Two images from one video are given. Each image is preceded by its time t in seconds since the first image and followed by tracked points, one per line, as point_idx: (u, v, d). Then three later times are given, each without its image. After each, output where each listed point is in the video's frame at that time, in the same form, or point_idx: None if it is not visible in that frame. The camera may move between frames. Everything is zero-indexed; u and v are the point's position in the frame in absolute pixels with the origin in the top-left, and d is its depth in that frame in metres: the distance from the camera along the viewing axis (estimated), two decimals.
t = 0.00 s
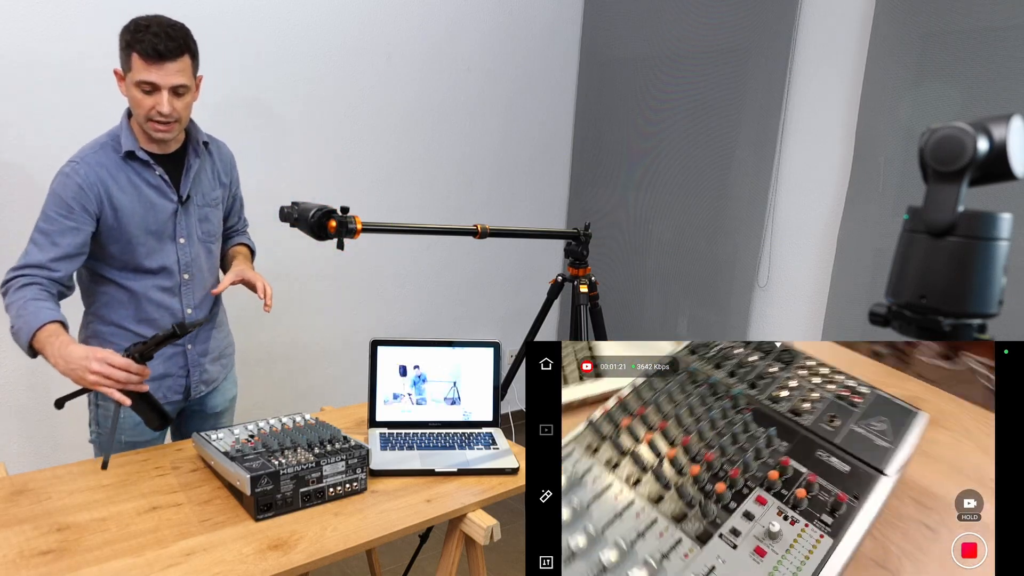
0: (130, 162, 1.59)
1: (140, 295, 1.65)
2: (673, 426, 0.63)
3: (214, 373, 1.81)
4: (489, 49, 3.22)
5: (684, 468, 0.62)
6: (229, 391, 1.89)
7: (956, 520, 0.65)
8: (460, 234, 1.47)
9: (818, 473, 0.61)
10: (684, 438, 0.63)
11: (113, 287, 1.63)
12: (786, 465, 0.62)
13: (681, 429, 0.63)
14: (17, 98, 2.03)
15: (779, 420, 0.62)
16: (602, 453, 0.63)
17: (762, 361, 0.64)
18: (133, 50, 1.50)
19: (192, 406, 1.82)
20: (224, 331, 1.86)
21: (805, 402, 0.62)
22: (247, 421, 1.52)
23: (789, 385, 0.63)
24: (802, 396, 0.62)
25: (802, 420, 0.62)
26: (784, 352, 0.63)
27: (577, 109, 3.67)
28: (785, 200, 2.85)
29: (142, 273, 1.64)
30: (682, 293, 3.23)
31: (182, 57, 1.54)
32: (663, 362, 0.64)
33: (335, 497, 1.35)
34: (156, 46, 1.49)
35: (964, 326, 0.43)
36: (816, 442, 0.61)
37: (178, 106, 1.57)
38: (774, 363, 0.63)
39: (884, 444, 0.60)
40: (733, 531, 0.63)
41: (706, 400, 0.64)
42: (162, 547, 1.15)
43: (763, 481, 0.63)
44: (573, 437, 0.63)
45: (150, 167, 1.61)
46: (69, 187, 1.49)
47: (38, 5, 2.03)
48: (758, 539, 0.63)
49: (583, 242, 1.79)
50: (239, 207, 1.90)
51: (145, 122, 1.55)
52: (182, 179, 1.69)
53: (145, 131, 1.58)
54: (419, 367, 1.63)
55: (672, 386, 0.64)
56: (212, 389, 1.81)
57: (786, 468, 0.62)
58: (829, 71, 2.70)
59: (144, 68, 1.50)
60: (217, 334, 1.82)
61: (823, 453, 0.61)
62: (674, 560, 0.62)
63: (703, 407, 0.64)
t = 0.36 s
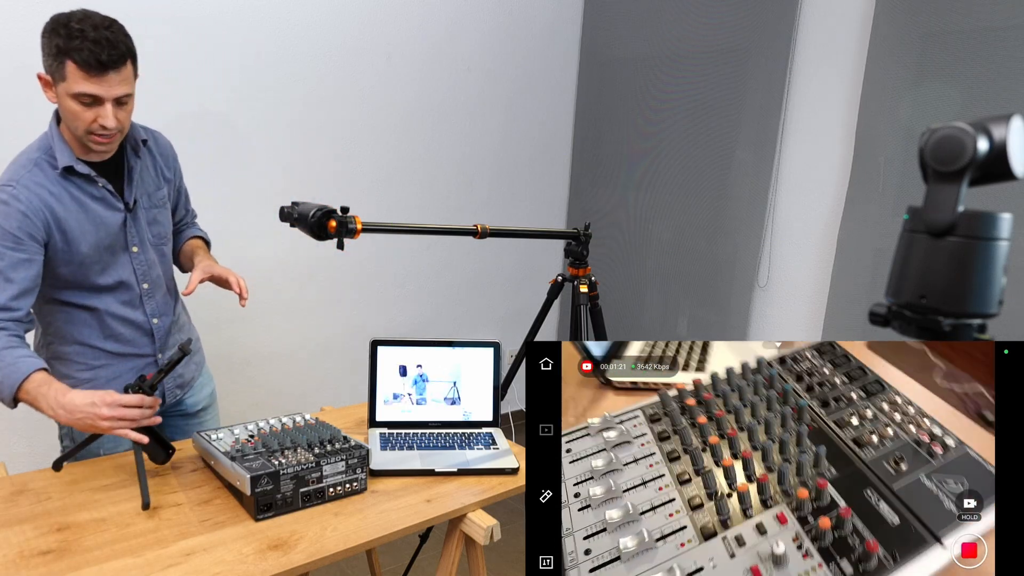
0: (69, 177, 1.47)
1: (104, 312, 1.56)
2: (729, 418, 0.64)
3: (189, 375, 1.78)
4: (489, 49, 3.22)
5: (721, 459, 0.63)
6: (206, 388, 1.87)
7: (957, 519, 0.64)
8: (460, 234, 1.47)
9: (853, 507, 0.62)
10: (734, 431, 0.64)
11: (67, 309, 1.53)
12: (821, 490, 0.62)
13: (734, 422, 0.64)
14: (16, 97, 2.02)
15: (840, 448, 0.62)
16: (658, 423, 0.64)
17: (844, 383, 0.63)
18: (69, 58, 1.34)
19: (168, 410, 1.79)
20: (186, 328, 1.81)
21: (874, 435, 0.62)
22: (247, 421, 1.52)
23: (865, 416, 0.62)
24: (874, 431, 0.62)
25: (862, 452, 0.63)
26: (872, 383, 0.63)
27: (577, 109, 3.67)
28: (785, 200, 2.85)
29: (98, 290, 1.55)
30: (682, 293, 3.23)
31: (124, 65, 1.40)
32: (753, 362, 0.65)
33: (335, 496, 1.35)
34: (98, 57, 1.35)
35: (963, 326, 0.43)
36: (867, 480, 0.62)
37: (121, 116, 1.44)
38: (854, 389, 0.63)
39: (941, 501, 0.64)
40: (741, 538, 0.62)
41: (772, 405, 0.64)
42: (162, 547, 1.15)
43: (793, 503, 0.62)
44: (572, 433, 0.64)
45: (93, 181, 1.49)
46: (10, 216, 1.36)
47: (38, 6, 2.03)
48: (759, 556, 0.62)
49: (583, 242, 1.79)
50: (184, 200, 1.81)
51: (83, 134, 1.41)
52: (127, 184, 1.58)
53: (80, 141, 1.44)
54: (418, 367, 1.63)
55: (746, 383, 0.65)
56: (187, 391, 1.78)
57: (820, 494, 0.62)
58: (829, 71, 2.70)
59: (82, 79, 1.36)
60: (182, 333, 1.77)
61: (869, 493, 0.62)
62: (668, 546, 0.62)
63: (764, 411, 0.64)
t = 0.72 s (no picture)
0: (50, 185, 1.46)
1: (97, 318, 1.57)
2: (755, 452, 0.65)
3: (185, 376, 1.78)
4: (489, 50, 3.22)
5: (740, 491, 0.63)
6: (201, 388, 1.86)
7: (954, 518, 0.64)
8: (460, 234, 1.47)
9: (876, 553, 0.64)
10: (757, 463, 0.64)
11: (58, 317, 1.53)
12: (842, 530, 0.64)
13: (757, 455, 0.64)
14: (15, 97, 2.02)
15: (868, 492, 0.63)
16: (681, 453, 0.64)
17: (876, 429, 0.64)
18: (44, 61, 1.33)
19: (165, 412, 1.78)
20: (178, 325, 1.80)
21: (904, 482, 0.64)
22: (247, 421, 1.52)
23: (898, 464, 0.64)
24: (907, 478, 0.64)
25: (892, 499, 0.64)
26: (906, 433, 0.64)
27: (577, 109, 3.67)
28: (785, 200, 2.85)
29: (89, 296, 1.55)
30: (682, 293, 3.23)
31: (101, 66, 1.40)
32: (784, 402, 0.65)
33: (335, 497, 1.35)
34: (74, 58, 1.34)
35: (963, 326, 0.44)
36: (895, 527, 0.64)
37: (100, 119, 1.44)
38: (886, 436, 0.64)
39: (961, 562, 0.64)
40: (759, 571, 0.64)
41: (801, 445, 0.65)
42: (162, 547, 1.15)
43: (814, 542, 0.64)
44: (572, 433, 0.63)
45: (73, 186, 1.48)
46: None
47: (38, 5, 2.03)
48: None
49: (583, 242, 1.79)
50: (169, 197, 1.81)
51: (64, 139, 1.41)
52: (110, 185, 1.57)
53: (60, 147, 1.44)
54: (418, 367, 1.63)
55: (773, 421, 0.65)
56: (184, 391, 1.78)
57: (841, 534, 0.64)
58: (829, 71, 2.71)
59: (59, 83, 1.35)
60: (176, 333, 1.77)
61: (895, 540, 0.64)
62: (671, 572, 0.64)
63: (789, 449, 0.65)
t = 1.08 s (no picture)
0: (45, 184, 1.46)
1: (95, 320, 1.57)
2: (749, 464, 0.66)
3: (184, 378, 1.78)
4: (488, 50, 3.21)
5: (734, 500, 0.64)
6: (201, 389, 1.86)
7: (955, 515, 0.64)
8: (460, 234, 1.47)
9: (869, 557, 0.63)
10: (751, 474, 0.66)
11: (56, 319, 1.53)
12: (836, 536, 0.64)
13: (751, 467, 0.66)
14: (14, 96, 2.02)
15: (859, 499, 0.64)
16: (677, 466, 0.66)
17: (866, 440, 0.66)
18: (39, 62, 1.33)
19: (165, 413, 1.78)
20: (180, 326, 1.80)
21: (895, 489, 0.64)
22: (247, 421, 1.52)
23: (889, 470, 0.65)
24: (896, 485, 0.64)
25: (883, 504, 0.64)
26: (895, 442, 0.65)
27: (577, 109, 3.67)
28: (785, 200, 2.85)
29: (87, 297, 1.55)
30: (682, 293, 3.23)
31: (96, 66, 1.40)
32: (778, 416, 0.66)
33: (335, 497, 1.35)
34: (69, 59, 1.34)
35: (963, 325, 0.46)
36: (889, 533, 0.63)
37: (95, 119, 1.44)
38: (876, 445, 0.65)
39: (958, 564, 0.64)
40: None
41: (793, 455, 0.66)
42: (162, 548, 1.15)
43: (806, 548, 0.64)
44: (572, 435, 0.63)
45: (69, 186, 1.48)
46: None
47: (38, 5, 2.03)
48: None
49: (583, 242, 1.79)
50: (172, 199, 1.80)
51: (59, 139, 1.41)
52: (108, 186, 1.57)
53: (54, 146, 1.44)
54: (418, 367, 1.63)
55: (768, 433, 0.66)
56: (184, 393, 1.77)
57: (836, 541, 0.64)
58: (829, 71, 2.70)
59: (54, 83, 1.35)
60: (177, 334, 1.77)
61: (888, 544, 0.63)
62: None
63: (782, 458, 0.66)
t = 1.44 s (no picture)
0: (43, 186, 1.45)
1: (93, 322, 1.57)
2: (802, 463, 0.64)
3: (183, 379, 1.77)
4: (488, 50, 3.21)
5: (789, 496, 0.63)
6: (202, 387, 1.86)
7: (953, 519, 0.65)
8: (460, 234, 1.47)
9: (919, 554, 0.65)
10: (804, 473, 0.64)
11: (53, 318, 1.53)
12: (887, 532, 0.64)
13: (803, 465, 0.64)
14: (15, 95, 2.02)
15: (911, 502, 0.65)
16: (735, 461, 0.64)
17: (915, 449, 0.65)
18: (39, 66, 1.33)
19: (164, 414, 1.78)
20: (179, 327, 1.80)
21: (943, 496, 0.66)
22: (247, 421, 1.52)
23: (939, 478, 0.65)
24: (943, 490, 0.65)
25: (932, 509, 0.65)
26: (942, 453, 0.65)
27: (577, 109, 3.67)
28: (785, 200, 2.86)
29: (84, 298, 1.55)
30: (681, 293, 3.23)
31: (97, 71, 1.40)
32: (826, 421, 0.65)
33: (335, 496, 1.35)
34: (70, 64, 1.34)
35: (964, 325, 0.43)
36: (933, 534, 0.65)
37: (95, 122, 1.44)
38: (926, 455, 0.65)
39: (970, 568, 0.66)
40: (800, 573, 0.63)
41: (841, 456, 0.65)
42: (162, 548, 1.15)
43: (855, 544, 0.64)
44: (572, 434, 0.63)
45: (67, 188, 1.48)
46: None
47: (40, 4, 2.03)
48: None
49: (583, 242, 1.79)
50: (173, 199, 1.79)
51: (59, 142, 1.41)
52: (106, 189, 1.57)
53: (53, 148, 1.44)
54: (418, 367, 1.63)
55: (818, 436, 0.65)
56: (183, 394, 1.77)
57: (885, 538, 0.64)
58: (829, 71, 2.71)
59: (54, 87, 1.35)
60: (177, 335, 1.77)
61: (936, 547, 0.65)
62: (729, 562, 0.63)
63: (832, 460, 0.65)
